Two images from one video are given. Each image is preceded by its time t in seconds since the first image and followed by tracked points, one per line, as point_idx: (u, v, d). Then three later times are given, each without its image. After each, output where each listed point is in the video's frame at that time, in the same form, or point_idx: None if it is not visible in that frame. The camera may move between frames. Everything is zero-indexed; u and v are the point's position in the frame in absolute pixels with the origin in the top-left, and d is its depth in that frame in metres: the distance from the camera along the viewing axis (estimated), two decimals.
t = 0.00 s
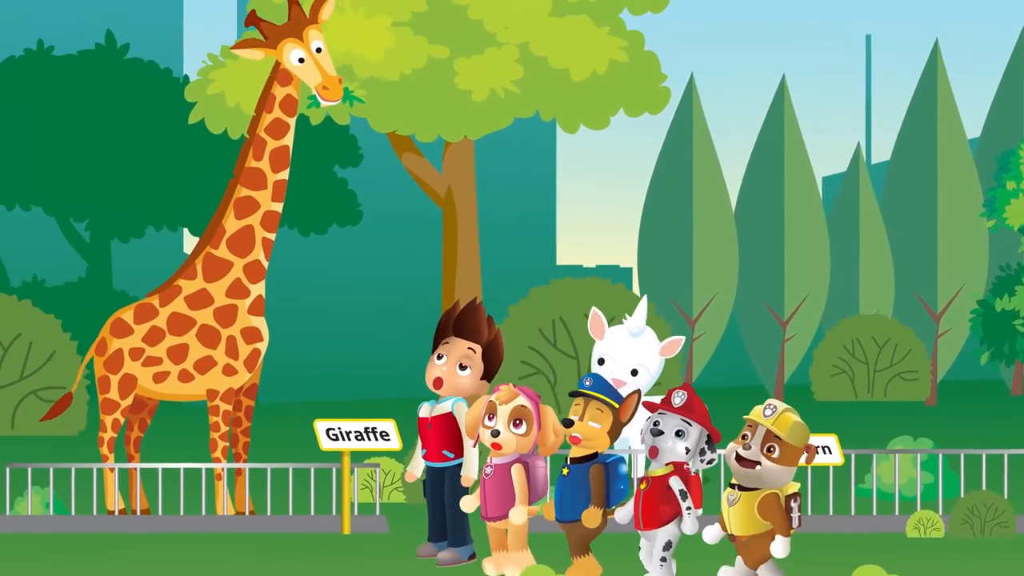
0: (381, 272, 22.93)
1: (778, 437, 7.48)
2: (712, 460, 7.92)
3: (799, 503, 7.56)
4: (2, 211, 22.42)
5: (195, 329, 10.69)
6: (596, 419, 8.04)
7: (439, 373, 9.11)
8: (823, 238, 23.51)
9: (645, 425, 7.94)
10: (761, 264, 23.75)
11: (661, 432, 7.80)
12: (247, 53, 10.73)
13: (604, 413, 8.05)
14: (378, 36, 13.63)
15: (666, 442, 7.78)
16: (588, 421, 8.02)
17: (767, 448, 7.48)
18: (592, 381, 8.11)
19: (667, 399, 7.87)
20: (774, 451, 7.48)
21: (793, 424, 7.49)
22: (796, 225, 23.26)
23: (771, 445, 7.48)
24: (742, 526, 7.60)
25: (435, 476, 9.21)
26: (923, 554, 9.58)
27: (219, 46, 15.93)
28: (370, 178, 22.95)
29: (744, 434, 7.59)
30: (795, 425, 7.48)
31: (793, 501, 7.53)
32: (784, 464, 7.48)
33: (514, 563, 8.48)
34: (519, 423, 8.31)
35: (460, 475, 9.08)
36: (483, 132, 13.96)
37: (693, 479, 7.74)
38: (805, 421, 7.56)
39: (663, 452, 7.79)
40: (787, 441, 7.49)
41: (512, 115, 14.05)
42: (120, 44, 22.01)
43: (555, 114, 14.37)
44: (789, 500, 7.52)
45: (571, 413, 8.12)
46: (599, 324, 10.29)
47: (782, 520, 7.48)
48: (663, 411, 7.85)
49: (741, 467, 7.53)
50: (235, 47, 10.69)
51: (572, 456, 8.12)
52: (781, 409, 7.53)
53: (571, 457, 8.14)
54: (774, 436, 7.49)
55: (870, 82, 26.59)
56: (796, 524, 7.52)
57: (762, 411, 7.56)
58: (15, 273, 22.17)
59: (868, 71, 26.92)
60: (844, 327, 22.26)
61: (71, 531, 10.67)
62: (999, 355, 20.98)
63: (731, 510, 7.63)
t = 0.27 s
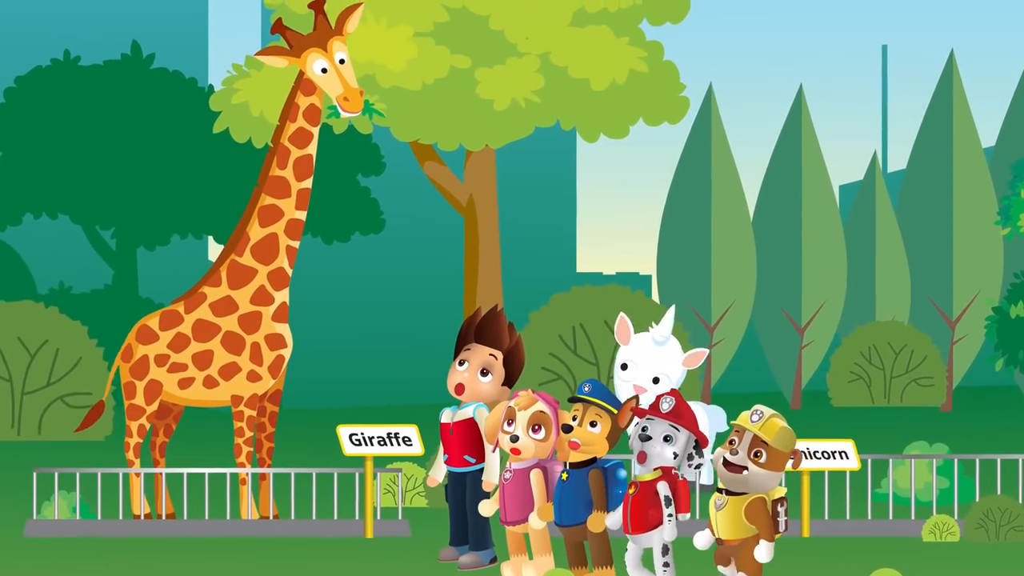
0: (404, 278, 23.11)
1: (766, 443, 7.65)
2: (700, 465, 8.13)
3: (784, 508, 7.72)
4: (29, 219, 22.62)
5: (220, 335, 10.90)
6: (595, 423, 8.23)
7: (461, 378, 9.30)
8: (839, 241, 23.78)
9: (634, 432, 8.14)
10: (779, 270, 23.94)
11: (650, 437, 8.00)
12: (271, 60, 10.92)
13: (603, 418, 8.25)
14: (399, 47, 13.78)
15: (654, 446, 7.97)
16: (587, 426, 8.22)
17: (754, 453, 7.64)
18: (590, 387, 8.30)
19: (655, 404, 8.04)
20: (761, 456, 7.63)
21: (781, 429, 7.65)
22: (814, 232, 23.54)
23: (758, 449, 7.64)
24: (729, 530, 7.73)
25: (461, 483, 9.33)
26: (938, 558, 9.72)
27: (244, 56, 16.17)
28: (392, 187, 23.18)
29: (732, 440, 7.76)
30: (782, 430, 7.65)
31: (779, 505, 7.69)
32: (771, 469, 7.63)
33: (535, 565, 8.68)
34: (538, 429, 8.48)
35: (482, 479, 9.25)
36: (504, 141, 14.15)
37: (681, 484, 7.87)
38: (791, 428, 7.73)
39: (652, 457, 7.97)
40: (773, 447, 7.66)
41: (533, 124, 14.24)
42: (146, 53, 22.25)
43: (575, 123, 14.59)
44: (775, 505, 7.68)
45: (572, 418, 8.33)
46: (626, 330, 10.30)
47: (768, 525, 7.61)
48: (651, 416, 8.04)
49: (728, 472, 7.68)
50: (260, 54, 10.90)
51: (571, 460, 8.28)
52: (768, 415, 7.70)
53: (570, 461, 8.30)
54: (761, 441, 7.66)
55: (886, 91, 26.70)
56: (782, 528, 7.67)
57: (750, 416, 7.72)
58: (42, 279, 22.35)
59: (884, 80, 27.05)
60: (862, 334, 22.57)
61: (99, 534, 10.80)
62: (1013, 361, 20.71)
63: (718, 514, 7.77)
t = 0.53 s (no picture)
0: (422, 284, 23.23)
1: (750, 447, 7.76)
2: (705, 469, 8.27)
3: (770, 511, 7.87)
4: (50, 226, 22.79)
5: (239, 341, 11.07)
6: (610, 428, 8.33)
7: (478, 383, 9.45)
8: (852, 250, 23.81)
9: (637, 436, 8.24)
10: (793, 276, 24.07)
11: (655, 441, 8.12)
12: (291, 76, 11.12)
13: (619, 422, 8.34)
14: (417, 54, 13.90)
15: (660, 451, 8.09)
16: (603, 430, 8.33)
17: (740, 457, 7.76)
18: (606, 392, 8.40)
19: (660, 409, 8.17)
20: (746, 460, 7.75)
21: (765, 434, 7.77)
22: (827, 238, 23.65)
23: (743, 454, 7.76)
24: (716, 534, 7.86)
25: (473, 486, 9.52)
26: (949, 561, 9.81)
27: (263, 65, 16.35)
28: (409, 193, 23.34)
29: (718, 443, 7.87)
30: (766, 435, 7.77)
31: (765, 509, 7.84)
32: (756, 473, 7.76)
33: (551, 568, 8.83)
34: (554, 433, 8.63)
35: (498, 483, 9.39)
36: (521, 148, 14.31)
37: (686, 486, 8.03)
38: (777, 431, 7.85)
39: (657, 461, 8.10)
40: (758, 451, 7.77)
41: (549, 131, 14.40)
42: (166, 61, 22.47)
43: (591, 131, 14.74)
44: (761, 508, 7.82)
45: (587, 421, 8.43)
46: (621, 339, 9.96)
47: (750, 529, 7.77)
48: (656, 421, 8.16)
49: (714, 475, 7.80)
50: (279, 71, 11.11)
51: (587, 464, 8.44)
52: (753, 420, 7.81)
53: (586, 465, 8.46)
54: (746, 445, 7.77)
55: (899, 99, 26.75)
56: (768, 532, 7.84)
57: (735, 420, 7.84)
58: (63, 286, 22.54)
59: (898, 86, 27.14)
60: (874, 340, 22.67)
61: (120, 538, 10.87)
62: None
63: (704, 517, 7.89)
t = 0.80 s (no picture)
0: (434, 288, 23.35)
1: (761, 450, 7.85)
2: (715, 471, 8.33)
3: (780, 513, 7.96)
4: (65, 231, 22.99)
5: (253, 344, 11.19)
6: (622, 430, 8.43)
7: (490, 387, 9.55)
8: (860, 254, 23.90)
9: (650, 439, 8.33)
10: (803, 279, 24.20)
11: (665, 444, 8.21)
12: (303, 83, 11.24)
13: (630, 425, 8.45)
14: (429, 60, 14.01)
15: (670, 453, 8.18)
16: (615, 433, 8.43)
17: (750, 460, 7.85)
18: (616, 395, 8.50)
19: (670, 412, 8.26)
20: (757, 463, 7.84)
21: (776, 436, 7.85)
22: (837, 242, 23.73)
23: (754, 456, 7.85)
24: (726, 536, 7.96)
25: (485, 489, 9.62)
26: (957, 563, 9.88)
27: (276, 70, 16.51)
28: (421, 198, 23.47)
29: (728, 446, 7.96)
30: (777, 438, 7.85)
31: (774, 512, 7.93)
32: (767, 475, 7.85)
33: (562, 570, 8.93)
34: (565, 436, 8.74)
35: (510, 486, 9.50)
36: (532, 153, 14.43)
37: (697, 490, 8.09)
38: (787, 434, 7.93)
39: (668, 464, 8.17)
40: (769, 453, 7.85)
41: (561, 136, 14.51)
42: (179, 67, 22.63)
43: (603, 136, 14.85)
44: (770, 511, 7.92)
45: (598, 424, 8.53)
46: (630, 343, 9.97)
47: (761, 531, 7.88)
48: (666, 424, 8.25)
49: (725, 477, 7.90)
50: (293, 77, 11.22)
51: (598, 467, 8.53)
52: (764, 422, 7.91)
53: (597, 468, 8.55)
54: (757, 447, 7.85)
55: (908, 103, 26.82)
56: (777, 534, 7.93)
57: (746, 423, 7.93)
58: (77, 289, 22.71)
59: (906, 91, 27.21)
60: (885, 343, 22.71)
61: (135, 540, 10.98)
62: None
63: (715, 520, 7.99)
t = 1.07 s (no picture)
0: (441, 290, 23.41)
1: (766, 451, 7.91)
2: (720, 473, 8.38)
3: (785, 515, 8.00)
4: (72, 234, 23.06)
5: (260, 346, 11.26)
6: (627, 432, 8.49)
7: (496, 389, 9.60)
8: (865, 256, 23.93)
9: (655, 441, 8.38)
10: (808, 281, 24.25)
11: (670, 445, 8.25)
12: (311, 76, 11.28)
13: (635, 426, 8.50)
14: (436, 63, 14.06)
15: (675, 454, 8.22)
16: (620, 435, 8.48)
17: (756, 461, 7.91)
18: (622, 397, 8.52)
19: (675, 414, 8.34)
20: (762, 464, 7.90)
21: (781, 438, 7.90)
22: (842, 244, 23.76)
23: (759, 458, 7.91)
24: (730, 537, 8.00)
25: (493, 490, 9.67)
26: (962, 564, 9.93)
27: (283, 72, 16.58)
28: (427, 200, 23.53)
29: (734, 448, 8.01)
30: (782, 440, 7.90)
31: (779, 513, 7.97)
32: (772, 476, 7.91)
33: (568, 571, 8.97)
34: (571, 437, 8.80)
35: (516, 487, 9.54)
36: (538, 155, 14.48)
37: (702, 490, 8.13)
38: (792, 436, 7.99)
39: (673, 465, 8.21)
40: (774, 455, 7.91)
41: (567, 139, 14.55)
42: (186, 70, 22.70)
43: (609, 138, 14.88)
44: (775, 512, 7.96)
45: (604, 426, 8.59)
46: (655, 338, 9.90)
47: (766, 532, 7.92)
48: (672, 426, 8.32)
49: (731, 479, 7.96)
50: (301, 70, 11.26)
51: (603, 468, 8.58)
52: (769, 425, 7.96)
53: (602, 470, 8.59)
54: (762, 449, 7.91)
55: (913, 106, 26.85)
56: (781, 534, 7.97)
57: (751, 425, 7.98)
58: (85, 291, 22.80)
59: (910, 94, 27.25)
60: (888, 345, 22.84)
61: (143, 541, 11.03)
62: None
63: (720, 521, 8.04)
